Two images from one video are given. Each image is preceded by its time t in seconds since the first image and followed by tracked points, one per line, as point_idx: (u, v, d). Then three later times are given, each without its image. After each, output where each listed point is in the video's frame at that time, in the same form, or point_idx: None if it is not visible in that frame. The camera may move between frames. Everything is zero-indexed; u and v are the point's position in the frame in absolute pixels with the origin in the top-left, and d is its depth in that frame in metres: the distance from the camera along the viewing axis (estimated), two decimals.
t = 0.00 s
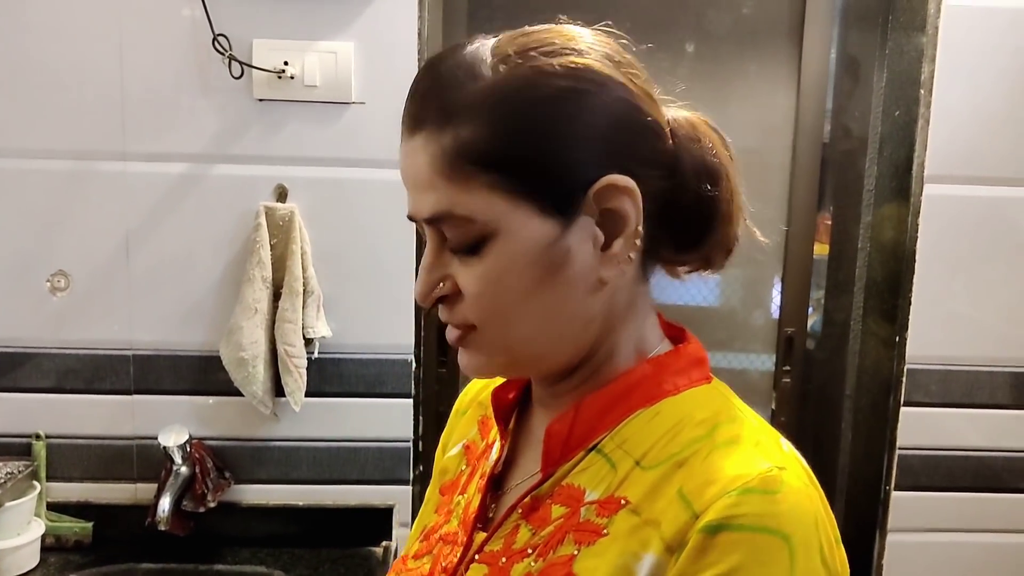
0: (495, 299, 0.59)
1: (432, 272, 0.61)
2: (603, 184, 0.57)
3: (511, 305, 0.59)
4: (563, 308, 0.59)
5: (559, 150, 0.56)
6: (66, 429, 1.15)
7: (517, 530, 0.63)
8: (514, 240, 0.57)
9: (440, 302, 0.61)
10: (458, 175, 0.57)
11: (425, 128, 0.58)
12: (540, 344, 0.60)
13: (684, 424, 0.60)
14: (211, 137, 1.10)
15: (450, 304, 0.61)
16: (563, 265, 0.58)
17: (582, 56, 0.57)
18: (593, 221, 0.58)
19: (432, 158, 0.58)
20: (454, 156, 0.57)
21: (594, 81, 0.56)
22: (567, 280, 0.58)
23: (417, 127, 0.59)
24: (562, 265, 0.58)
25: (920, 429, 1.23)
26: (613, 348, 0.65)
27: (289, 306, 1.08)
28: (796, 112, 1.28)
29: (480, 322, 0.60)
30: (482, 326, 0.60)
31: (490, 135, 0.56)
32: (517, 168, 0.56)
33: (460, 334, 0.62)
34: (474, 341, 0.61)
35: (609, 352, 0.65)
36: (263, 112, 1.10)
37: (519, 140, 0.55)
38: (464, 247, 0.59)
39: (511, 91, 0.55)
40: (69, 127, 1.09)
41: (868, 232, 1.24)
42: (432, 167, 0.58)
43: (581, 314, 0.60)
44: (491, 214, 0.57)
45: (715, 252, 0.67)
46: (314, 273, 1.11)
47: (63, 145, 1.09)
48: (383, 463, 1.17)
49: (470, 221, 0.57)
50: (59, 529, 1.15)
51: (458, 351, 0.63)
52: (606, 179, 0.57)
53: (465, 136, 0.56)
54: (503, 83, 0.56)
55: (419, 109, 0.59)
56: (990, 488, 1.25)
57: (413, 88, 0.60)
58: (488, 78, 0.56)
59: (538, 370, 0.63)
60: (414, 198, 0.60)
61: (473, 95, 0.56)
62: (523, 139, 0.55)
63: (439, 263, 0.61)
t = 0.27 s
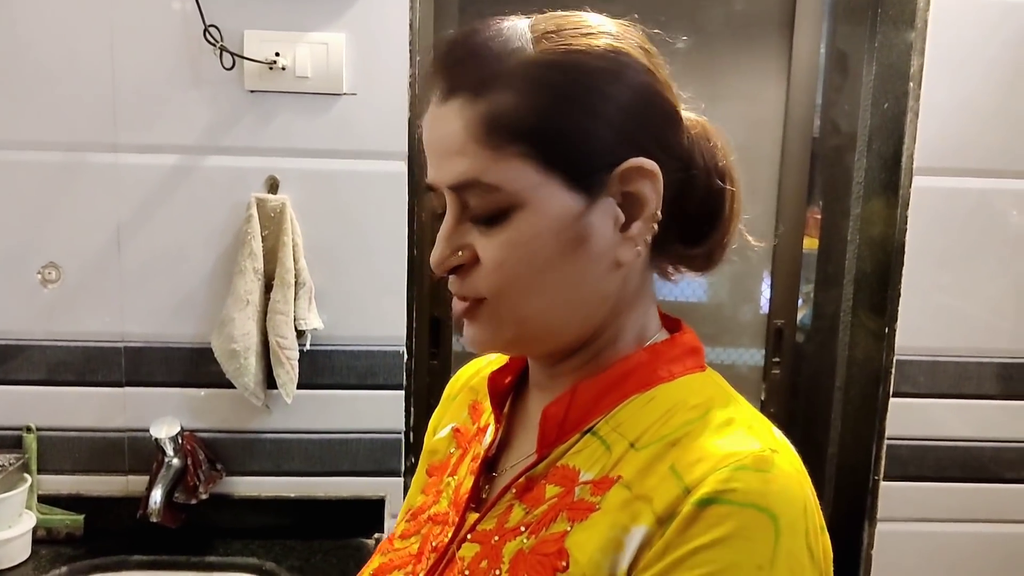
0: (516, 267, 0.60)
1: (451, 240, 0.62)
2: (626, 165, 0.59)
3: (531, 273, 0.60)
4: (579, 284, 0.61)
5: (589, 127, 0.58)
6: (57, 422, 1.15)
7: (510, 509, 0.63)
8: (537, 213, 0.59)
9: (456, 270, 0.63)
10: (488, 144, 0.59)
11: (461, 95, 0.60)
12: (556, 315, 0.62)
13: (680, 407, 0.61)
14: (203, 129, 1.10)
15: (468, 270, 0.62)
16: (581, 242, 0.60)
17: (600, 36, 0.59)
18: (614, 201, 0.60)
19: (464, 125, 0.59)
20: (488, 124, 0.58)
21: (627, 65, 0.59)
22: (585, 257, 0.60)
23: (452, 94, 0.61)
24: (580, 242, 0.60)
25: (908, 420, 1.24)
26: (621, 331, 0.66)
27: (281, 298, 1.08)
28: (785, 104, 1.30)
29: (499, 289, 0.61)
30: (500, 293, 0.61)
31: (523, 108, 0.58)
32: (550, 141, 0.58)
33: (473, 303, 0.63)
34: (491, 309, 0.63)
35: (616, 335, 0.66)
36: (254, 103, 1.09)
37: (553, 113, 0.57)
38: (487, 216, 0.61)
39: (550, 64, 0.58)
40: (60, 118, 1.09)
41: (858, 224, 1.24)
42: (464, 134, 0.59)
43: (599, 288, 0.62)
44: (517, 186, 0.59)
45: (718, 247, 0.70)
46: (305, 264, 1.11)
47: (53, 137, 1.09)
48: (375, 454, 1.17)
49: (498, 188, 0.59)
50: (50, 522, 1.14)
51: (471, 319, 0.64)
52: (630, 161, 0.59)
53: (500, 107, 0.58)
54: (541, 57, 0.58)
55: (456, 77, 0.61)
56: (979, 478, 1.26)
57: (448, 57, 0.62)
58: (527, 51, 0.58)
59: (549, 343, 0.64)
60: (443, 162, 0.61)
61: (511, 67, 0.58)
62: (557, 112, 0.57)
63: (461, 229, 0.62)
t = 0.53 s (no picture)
0: (514, 267, 0.60)
1: (447, 242, 0.62)
2: (620, 168, 0.61)
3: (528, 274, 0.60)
4: (576, 283, 0.61)
5: (585, 131, 0.59)
6: (47, 419, 1.15)
7: (500, 501, 0.64)
8: (534, 213, 0.59)
9: (451, 272, 0.63)
10: (485, 147, 0.59)
11: (457, 99, 0.61)
12: (553, 315, 0.62)
13: (669, 400, 0.61)
14: (192, 126, 1.10)
15: (464, 271, 0.62)
16: (577, 242, 0.60)
17: (590, 47, 0.61)
18: (606, 202, 0.61)
19: (460, 129, 0.60)
20: (485, 126, 0.59)
21: (619, 73, 0.61)
22: (581, 256, 0.61)
23: (449, 98, 0.61)
24: (577, 241, 0.60)
25: (894, 415, 1.25)
26: (611, 329, 0.67)
27: (271, 295, 1.08)
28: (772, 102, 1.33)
29: (495, 289, 0.61)
30: (497, 293, 0.61)
31: (521, 112, 0.59)
32: (547, 143, 0.59)
33: (470, 304, 0.63)
34: (487, 309, 0.63)
35: (607, 333, 0.67)
36: (243, 100, 1.10)
37: (549, 117, 0.58)
38: (483, 218, 0.61)
39: (548, 70, 0.59)
40: (49, 115, 1.09)
41: (845, 220, 1.25)
42: (461, 137, 0.60)
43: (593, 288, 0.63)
44: (515, 187, 0.59)
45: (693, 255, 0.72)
46: (294, 262, 1.12)
47: (42, 135, 1.09)
48: (365, 451, 1.18)
49: (495, 189, 0.59)
50: (40, 520, 1.15)
51: (466, 320, 0.64)
52: (622, 164, 0.61)
53: (496, 110, 0.59)
54: (538, 63, 0.59)
55: (452, 82, 0.61)
56: (964, 473, 1.27)
57: (445, 64, 0.63)
58: (523, 57, 0.60)
59: (543, 343, 0.64)
60: (439, 164, 0.61)
61: (509, 72, 0.59)
62: (554, 115, 0.58)
63: (456, 230, 0.62)
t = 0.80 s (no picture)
0: (513, 260, 0.60)
1: (445, 234, 0.62)
2: (618, 167, 0.61)
3: (527, 268, 0.60)
4: (574, 279, 0.61)
5: (584, 130, 0.59)
6: (38, 418, 1.15)
7: (493, 492, 0.64)
8: (533, 208, 0.59)
9: (449, 265, 0.62)
10: (487, 141, 0.59)
11: (461, 93, 0.60)
12: (551, 310, 0.62)
13: (663, 392, 0.62)
14: (182, 123, 1.09)
15: (461, 265, 0.62)
16: (575, 237, 0.60)
17: (589, 47, 0.61)
18: (603, 201, 0.61)
19: (462, 123, 0.60)
20: (488, 120, 0.59)
21: (618, 74, 0.61)
22: (579, 252, 0.61)
23: (453, 92, 0.61)
24: (575, 237, 0.60)
25: (885, 411, 1.25)
26: (605, 326, 0.67)
27: (263, 292, 1.09)
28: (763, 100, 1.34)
29: (493, 283, 0.61)
30: (495, 288, 0.61)
31: (523, 108, 0.59)
32: (548, 140, 0.59)
33: (466, 297, 0.63)
34: (484, 303, 0.62)
35: (601, 330, 0.67)
36: (235, 98, 1.09)
37: (550, 114, 0.59)
38: (483, 212, 0.61)
39: (551, 68, 0.59)
40: (39, 113, 1.08)
41: (836, 217, 1.26)
42: (463, 131, 0.60)
43: (590, 285, 0.63)
44: (515, 181, 0.59)
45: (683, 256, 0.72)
46: (286, 259, 1.11)
47: (32, 132, 1.09)
48: (357, 449, 1.18)
49: (496, 184, 0.59)
50: (31, 519, 1.14)
51: (462, 313, 0.64)
52: (619, 163, 0.61)
53: (499, 106, 0.59)
54: (541, 61, 0.59)
55: (457, 76, 0.61)
56: (955, 468, 1.28)
57: (449, 59, 0.63)
58: (526, 55, 0.60)
59: (539, 338, 0.64)
60: (441, 157, 0.61)
61: (513, 69, 0.59)
62: (556, 113, 0.59)
63: (455, 223, 0.62)
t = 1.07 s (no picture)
0: (498, 277, 0.60)
1: (430, 251, 0.62)
2: (602, 181, 0.61)
3: (512, 285, 0.60)
4: (558, 293, 0.62)
5: (568, 147, 0.59)
6: (26, 423, 1.14)
7: (480, 498, 0.63)
8: (518, 223, 0.59)
9: (434, 282, 0.62)
10: (471, 158, 0.59)
11: (445, 111, 0.60)
12: (536, 325, 0.62)
13: (647, 398, 0.62)
14: (171, 128, 1.09)
15: (446, 282, 0.62)
16: (559, 251, 0.60)
17: (568, 62, 0.61)
18: (586, 214, 0.62)
19: (446, 140, 0.60)
20: (472, 138, 0.59)
21: (600, 87, 0.61)
22: (563, 266, 0.61)
23: (436, 109, 0.61)
24: (559, 251, 0.60)
25: (874, 412, 1.26)
26: (589, 336, 0.67)
27: (252, 297, 1.08)
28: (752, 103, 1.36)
29: (479, 299, 0.61)
30: (480, 304, 0.61)
31: (506, 125, 0.59)
32: (533, 157, 0.59)
33: (452, 313, 0.63)
34: (469, 320, 0.62)
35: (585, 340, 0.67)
36: (223, 102, 1.09)
37: (533, 130, 0.59)
38: (468, 228, 0.60)
39: (534, 86, 0.59)
40: (26, 118, 1.08)
41: (826, 219, 1.27)
42: (447, 148, 0.59)
43: (574, 299, 0.63)
44: (499, 197, 0.59)
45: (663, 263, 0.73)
46: (276, 263, 1.11)
47: (20, 137, 1.08)
48: (348, 453, 1.18)
49: (481, 202, 0.59)
50: (21, 525, 1.14)
51: (447, 329, 0.64)
52: (603, 177, 0.61)
53: (482, 123, 0.59)
54: (525, 78, 0.59)
55: (440, 94, 0.61)
56: (944, 468, 1.29)
57: (431, 75, 0.63)
58: (509, 71, 0.60)
59: (524, 351, 0.65)
60: (426, 175, 0.61)
61: (496, 86, 0.59)
62: (539, 130, 0.59)
63: (440, 241, 0.62)
